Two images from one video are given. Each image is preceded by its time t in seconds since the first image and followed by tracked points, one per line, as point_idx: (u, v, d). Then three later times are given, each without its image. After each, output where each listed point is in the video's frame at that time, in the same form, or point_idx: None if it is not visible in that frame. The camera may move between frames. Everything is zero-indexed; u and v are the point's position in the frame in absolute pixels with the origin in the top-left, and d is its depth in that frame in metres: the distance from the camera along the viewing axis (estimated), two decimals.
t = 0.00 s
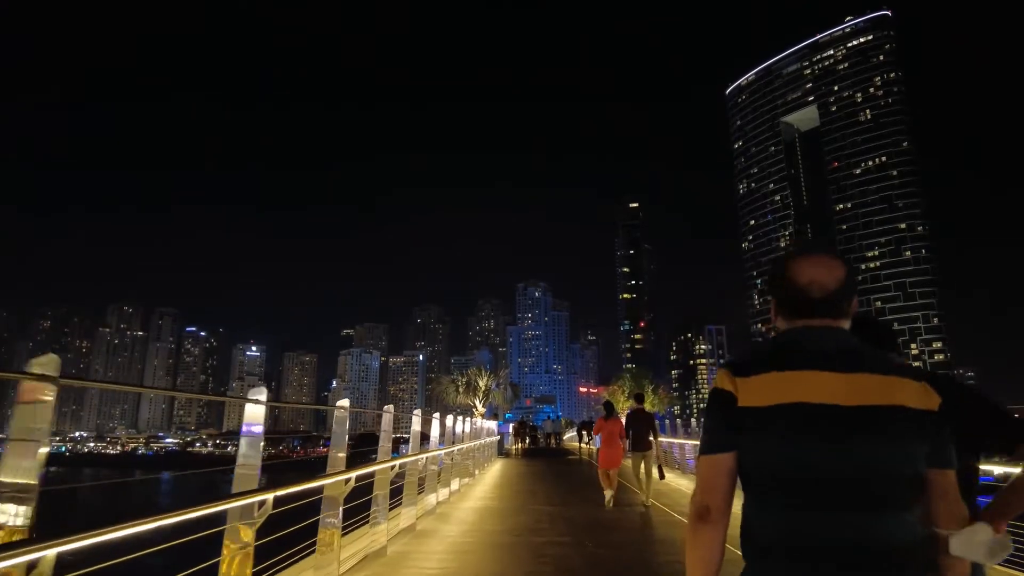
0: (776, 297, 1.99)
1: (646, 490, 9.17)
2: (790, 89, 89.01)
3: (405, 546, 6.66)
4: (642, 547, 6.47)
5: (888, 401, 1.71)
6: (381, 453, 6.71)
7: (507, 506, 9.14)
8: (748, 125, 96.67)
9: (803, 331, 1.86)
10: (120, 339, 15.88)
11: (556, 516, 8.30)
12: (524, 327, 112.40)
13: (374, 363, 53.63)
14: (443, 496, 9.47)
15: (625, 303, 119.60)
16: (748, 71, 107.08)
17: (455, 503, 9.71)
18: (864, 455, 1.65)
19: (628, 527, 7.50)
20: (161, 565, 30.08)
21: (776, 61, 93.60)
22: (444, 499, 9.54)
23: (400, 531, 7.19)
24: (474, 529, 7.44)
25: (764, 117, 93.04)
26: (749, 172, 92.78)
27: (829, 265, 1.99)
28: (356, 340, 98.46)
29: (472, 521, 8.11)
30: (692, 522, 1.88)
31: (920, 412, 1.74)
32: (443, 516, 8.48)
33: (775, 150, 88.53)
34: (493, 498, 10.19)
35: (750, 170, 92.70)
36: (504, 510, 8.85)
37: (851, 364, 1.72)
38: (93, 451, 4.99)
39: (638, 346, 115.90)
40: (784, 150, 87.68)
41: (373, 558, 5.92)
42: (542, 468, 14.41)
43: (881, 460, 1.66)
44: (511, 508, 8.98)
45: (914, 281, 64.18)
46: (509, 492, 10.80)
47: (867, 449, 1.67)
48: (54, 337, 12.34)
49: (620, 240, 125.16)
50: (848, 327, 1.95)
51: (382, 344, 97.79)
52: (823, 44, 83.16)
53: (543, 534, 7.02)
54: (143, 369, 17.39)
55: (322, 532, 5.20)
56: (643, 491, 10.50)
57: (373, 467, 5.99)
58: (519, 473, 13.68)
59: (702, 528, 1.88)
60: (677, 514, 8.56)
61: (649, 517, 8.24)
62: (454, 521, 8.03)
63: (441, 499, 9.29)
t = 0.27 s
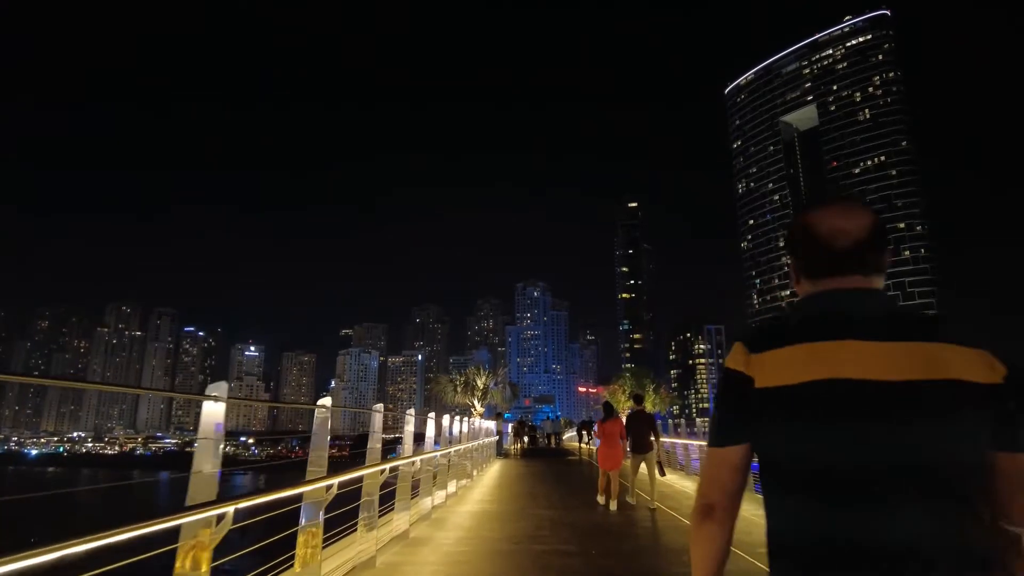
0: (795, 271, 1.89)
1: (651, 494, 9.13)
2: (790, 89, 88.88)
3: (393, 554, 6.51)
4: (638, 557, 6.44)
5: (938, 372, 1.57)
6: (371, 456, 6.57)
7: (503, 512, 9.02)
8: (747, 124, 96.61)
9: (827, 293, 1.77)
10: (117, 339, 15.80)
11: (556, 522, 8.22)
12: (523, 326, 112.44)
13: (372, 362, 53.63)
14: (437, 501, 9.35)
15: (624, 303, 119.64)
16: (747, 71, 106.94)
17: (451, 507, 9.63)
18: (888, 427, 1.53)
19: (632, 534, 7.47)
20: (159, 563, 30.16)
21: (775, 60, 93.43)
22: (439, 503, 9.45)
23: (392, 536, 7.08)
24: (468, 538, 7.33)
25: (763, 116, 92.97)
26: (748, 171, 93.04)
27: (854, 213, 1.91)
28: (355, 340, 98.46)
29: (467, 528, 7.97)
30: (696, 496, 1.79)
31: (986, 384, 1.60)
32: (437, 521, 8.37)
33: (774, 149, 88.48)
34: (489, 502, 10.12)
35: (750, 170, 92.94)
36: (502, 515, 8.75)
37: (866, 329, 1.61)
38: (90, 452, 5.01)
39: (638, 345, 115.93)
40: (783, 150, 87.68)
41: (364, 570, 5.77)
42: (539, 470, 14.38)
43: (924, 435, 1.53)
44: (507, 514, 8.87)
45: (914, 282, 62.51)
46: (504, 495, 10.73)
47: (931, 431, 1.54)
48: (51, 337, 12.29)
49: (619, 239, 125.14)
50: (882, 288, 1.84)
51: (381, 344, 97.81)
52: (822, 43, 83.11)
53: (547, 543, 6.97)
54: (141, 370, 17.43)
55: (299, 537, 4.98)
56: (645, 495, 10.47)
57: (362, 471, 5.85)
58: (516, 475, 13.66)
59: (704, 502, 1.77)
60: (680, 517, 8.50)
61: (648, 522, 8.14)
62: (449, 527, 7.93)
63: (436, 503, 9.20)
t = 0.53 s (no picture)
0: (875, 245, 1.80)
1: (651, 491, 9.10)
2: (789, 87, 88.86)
3: (387, 558, 6.36)
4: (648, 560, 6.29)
5: None
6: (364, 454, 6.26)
7: (504, 514, 8.93)
8: (747, 122, 96.64)
9: (923, 259, 1.68)
10: (117, 338, 15.80)
11: (557, 523, 8.16)
12: (522, 325, 112.46)
13: (372, 361, 53.67)
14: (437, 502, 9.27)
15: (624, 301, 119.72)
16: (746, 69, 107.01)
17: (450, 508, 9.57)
18: (963, 430, 1.48)
19: (637, 536, 7.39)
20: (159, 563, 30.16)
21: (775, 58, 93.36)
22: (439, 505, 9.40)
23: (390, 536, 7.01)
24: (466, 543, 7.22)
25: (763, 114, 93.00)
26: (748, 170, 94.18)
27: (952, 163, 1.77)
28: (354, 339, 98.36)
29: (468, 531, 7.87)
30: (777, 505, 1.71)
31: None
32: (437, 523, 8.29)
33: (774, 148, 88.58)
34: (490, 502, 10.07)
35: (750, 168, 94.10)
36: (502, 517, 8.70)
37: (964, 299, 1.55)
38: (88, 451, 5.01)
39: (637, 344, 116.01)
40: (783, 148, 87.90)
41: None
42: (540, 470, 14.37)
43: None
44: (508, 516, 8.77)
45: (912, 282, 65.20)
46: (504, 495, 10.69)
47: None
48: (50, 337, 12.25)
49: (619, 238, 125.17)
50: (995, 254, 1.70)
51: (380, 343, 97.75)
52: (821, 42, 82.98)
53: (552, 548, 6.87)
54: (140, 369, 17.43)
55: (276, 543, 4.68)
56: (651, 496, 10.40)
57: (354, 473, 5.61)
58: (518, 475, 13.62)
59: (785, 517, 1.67)
60: (689, 518, 8.43)
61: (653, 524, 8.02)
62: (447, 530, 7.88)
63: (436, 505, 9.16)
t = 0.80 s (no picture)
0: (938, 219, 1.53)
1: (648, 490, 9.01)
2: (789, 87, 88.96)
3: (383, 571, 5.80)
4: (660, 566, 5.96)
5: None
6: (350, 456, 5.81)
7: (504, 519, 8.58)
8: (747, 122, 96.70)
9: None
10: (116, 337, 15.84)
11: (560, 528, 7.81)
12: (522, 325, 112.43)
13: (371, 361, 53.69)
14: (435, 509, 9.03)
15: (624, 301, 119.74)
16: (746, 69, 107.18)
17: (449, 512, 9.36)
18: None
19: (648, 542, 6.95)
20: (160, 564, 30.13)
21: (775, 58, 93.45)
22: (438, 509, 9.20)
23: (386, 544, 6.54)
24: (467, 552, 6.68)
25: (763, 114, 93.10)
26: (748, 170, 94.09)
27: None
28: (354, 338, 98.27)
29: (467, 538, 7.45)
30: (892, 531, 1.31)
31: None
32: (435, 530, 7.92)
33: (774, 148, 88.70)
34: (489, 505, 9.88)
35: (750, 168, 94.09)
36: (503, 523, 8.21)
37: None
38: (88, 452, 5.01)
39: (637, 344, 116.02)
40: (784, 148, 88.16)
41: None
42: (542, 472, 14.08)
43: None
44: (507, 520, 8.46)
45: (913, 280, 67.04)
46: (505, 498, 10.57)
47: None
48: (49, 337, 12.22)
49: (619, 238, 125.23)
50: None
51: (380, 343, 97.63)
52: (821, 41, 83.02)
53: (559, 559, 6.23)
54: (141, 368, 17.44)
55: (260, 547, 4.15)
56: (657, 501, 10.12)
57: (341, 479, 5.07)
58: (519, 477, 13.43)
59: (896, 549, 1.27)
60: (701, 525, 8.05)
61: (665, 531, 7.57)
62: (447, 539, 7.36)
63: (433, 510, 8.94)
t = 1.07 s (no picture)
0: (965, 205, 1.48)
1: (651, 490, 9.08)
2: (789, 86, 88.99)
3: (380, 572, 5.80)
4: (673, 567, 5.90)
5: None
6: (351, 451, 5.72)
7: (501, 522, 8.35)
8: (747, 121, 96.75)
9: None
10: (116, 337, 15.74)
11: (565, 530, 7.67)
12: (521, 324, 112.36)
13: (370, 360, 53.57)
14: (431, 509, 8.86)
15: (623, 300, 119.75)
16: (746, 68, 107.24)
17: (447, 512, 9.18)
18: None
19: (660, 546, 6.83)
20: (159, 562, 30.08)
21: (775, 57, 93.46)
22: (435, 509, 9.04)
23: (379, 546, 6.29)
24: (463, 559, 6.33)
25: (762, 113, 93.14)
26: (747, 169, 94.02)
27: None
28: (353, 338, 98.12)
29: (464, 542, 7.19)
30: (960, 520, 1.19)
31: None
32: (431, 532, 7.66)
33: (774, 147, 88.76)
34: (488, 506, 9.75)
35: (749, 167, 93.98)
36: (504, 525, 8.10)
37: None
38: (90, 450, 5.02)
39: (637, 343, 116.06)
40: (783, 148, 88.26)
41: None
42: (543, 472, 13.87)
43: None
44: (507, 522, 8.26)
45: (912, 279, 67.22)
46: (505, 498, 10.45)
47: None
48: (48, 335, 12.22)
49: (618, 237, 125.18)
50: None
51: (380, 342, 97.46)
52: (821, 40, 82.94)
53: (559, 562, 6.11)
54: (140, 366, 17.40)
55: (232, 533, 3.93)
56: (664, 501, 10.02)
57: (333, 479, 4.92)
58: (518, 477, 13.27)
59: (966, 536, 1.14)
60: (712, 526, 8.04)
61: (673, 534, 7.42)
62: (444, 542, 7.09)
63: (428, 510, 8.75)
